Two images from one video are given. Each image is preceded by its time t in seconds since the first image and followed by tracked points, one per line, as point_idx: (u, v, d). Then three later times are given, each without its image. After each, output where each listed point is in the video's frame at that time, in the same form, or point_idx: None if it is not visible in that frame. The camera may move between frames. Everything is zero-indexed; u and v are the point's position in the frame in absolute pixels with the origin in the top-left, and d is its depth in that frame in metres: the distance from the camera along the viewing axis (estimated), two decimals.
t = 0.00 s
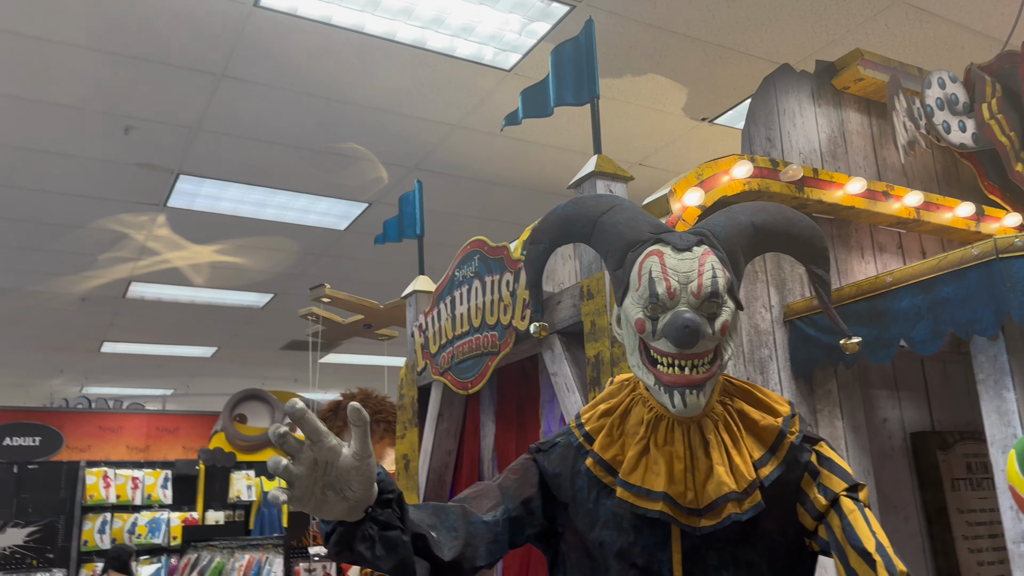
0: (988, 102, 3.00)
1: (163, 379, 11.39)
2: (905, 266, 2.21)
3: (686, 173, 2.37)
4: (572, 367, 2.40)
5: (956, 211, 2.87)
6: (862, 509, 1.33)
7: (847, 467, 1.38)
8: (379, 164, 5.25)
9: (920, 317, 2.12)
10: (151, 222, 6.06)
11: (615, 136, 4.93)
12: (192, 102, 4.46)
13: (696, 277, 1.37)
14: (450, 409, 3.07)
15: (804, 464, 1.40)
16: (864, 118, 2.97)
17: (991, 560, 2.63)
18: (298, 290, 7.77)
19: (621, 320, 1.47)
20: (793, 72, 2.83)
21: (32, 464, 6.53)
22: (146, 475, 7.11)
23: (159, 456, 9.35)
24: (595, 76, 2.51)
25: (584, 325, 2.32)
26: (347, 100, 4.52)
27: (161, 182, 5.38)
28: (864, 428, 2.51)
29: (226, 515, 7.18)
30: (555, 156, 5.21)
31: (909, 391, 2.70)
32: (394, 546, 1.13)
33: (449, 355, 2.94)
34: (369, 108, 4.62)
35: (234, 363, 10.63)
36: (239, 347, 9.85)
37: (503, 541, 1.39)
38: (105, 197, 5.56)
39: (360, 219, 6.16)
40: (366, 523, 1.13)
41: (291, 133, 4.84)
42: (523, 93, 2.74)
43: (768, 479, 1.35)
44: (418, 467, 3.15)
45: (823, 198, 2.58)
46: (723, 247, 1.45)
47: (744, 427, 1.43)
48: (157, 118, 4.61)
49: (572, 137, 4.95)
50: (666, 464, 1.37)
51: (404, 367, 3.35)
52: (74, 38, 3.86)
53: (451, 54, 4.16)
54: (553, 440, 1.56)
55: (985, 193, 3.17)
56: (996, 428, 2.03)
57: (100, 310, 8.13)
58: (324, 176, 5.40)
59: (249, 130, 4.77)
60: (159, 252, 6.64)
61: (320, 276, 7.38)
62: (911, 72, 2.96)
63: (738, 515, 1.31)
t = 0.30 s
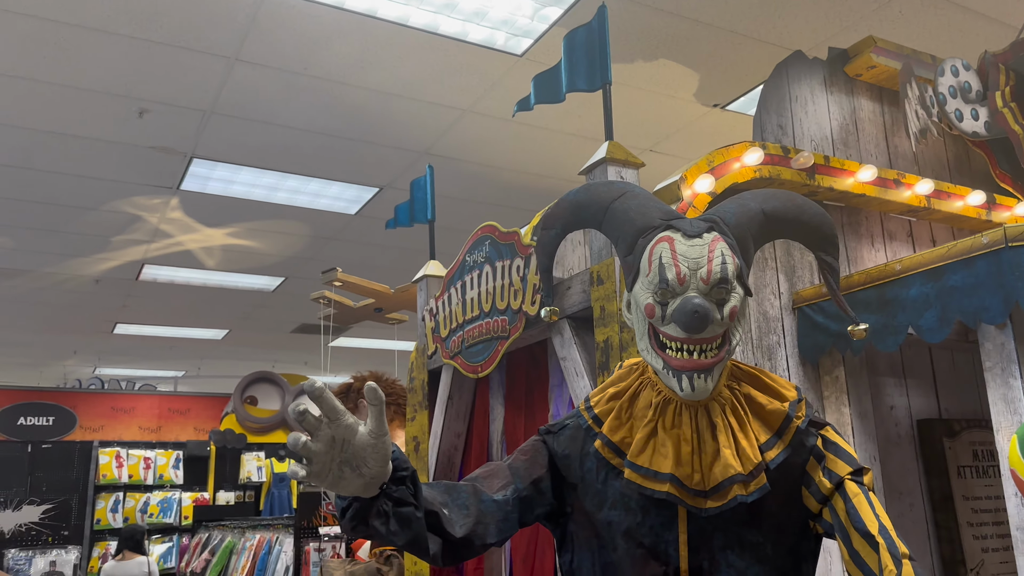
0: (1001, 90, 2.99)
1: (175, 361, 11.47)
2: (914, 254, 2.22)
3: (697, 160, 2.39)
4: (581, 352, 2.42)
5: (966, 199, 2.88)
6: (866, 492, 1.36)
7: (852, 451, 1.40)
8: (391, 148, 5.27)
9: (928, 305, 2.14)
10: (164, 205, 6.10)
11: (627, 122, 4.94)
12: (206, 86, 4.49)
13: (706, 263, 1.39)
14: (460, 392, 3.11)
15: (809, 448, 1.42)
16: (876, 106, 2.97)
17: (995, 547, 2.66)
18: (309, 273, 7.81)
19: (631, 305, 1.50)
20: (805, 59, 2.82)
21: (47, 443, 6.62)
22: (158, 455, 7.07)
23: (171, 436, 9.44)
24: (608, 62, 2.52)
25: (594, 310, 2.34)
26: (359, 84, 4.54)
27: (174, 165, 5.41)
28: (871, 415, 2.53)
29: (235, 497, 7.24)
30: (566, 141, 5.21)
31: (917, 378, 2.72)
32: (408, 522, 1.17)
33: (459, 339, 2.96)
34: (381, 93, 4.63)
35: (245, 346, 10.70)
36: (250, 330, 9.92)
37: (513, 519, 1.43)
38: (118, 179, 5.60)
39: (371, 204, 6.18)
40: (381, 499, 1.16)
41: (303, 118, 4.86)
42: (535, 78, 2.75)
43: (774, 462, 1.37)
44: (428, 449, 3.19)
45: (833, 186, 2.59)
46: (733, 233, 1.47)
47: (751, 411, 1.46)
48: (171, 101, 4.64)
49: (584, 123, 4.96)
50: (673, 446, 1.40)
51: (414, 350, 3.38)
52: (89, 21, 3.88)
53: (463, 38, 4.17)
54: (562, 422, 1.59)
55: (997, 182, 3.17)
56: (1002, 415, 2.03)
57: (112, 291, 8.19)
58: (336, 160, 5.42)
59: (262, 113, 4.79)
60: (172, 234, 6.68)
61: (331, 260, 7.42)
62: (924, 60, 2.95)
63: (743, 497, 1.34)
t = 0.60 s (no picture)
0: (1006, 83, 2.96)
1: (192, 344, 11.62)
2: (905, 248, 2.23)
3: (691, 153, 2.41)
4: (573, 342, 2.45)
5: (966, 193, 2.87)
6: (834, 484, 1.38)
7: (821, 444, 1.43)
8: (400, 136, 5.30)
9: (917, 299, 2.14)
10: (178, 190, 6.17)
11: (635, 111, 4.94)
12: (217, 73, 4.54)
13: (679, 258, 1.41)
14: (459, 379, 3.15)
15: (780, 441, 1.45)
16: (877, 98, 2.96)
17: (987, 540, 2.67)
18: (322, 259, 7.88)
19: (608, 297, 1.52)
20: (805, 51, 2.82)
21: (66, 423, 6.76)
22: (174, 437, 7.40)
23: (187, 418, 9.58)
24: (604, 54, 2.53)
25: (586, 301, 2.37)
26: (367, 72, 4.57)
27: (187, 150, 5.48)
28: (861, 407, 2.54)
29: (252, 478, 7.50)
30: (574, 130, 5.22)
31: (911, 371, 2.73)
32: (378, 506, 1.21)
33: (458, 327, 3.01)
34: (389, 81, 4.66)
35: (260, 329, 10.82)
36: (264, 314, 10.03)
37: (488, 505, 1.46)
38: (133, 164, 5.68)
39: (381, 190, 6.23)
40: (353, 484, 1.20)
41: (313, 105, 4.90)
42: (535, 69, 2.77)
43: (743, 453, 1.40)
44: (428, 435, 3.24)
45: (829, 179, 2.59)
46: (708, 228, 1.49)
47: (724, 403, 1.48)
48: (183, 88, 4.69)
49: (591, 111, 4.96)
50: (645, 437, 1.43)
51: (416, 337, 3.43)
52: (101, 9, 3.93)
53: (470, 27, 4.18)
54: (541, 411, 1.62)
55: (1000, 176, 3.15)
56: (987, 411, 2.04)
57: (129, 275, 8.31)
58: (347, 147, 5.46)
59: (272, 100, 4.84)
60: (186, 219, 6.76)
61: (343, 246, 7.49)
62: (927, 52, 2.93)
63: (711, 487, 1.37)
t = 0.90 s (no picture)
0: (987, 74, 2.95)
1: (194, 327, 11.69)
2: (871, 237, 2.24)
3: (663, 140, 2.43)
4: (544, 327, 2.47)
5: (944, 183, 2.87)
6: (771, 465, 1.41)
7: (762, 426, 1.45)
8: (394, 121, 5.31)
9: (881, 288, 2.16)
10: (174, 173, 6.20)
11: (627, 99, 4.94)
12: (209, 56, 4.56)
13: (623, 242, 1.43)
14: (439, 363, 3.19)
15: (722, 423, 1.48)
16: (857, 88, 2.96)
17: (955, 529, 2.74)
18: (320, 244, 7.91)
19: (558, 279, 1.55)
20: (784, 40, 2.82)
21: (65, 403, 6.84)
22: (173, 418, 7.45)
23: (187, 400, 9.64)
24: (581, 40, 2.54)
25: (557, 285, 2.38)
26: (359, 57, 4.58)
27: (182, 133, 5.50)
28: (829, 395, 2.55)
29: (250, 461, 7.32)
30: (568, 117, 5.23)
31: (883, 361, 2.74)
32: (316, 480, 1.23)
33: (436, 311, 3.04)
34: (381, 66, 4.67)
35: (261, 314, 10.87)
36: (265, 298, 10.07)
37: (435, 482, 1.49)
38: (129, 147, 5.71)
39: (377, 176, 6.25)
40: (293, 458, 1.23)
41: (306, 89, 4.92)
42: (514, 55, 2.78)
43: (683, 435, 1.43)
44: (408, 418, 3.27)
45: (803, 167, 2.60)
46: (656, 213, 1.50)
47: (668, 384, 1.51)
48: (176, 71, 4.71)
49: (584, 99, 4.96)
50: (589, 417, 1.46)
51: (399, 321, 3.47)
52: None
53: (459, 13, 4.19)
54: (494, 392, 1.64)
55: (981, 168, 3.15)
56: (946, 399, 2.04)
57: (129, 257, 8.36)
58: (341, 132, 5.48)
59: (264, 84, 4.85)
60: (184, 201, 6.80)
61: (341, 231, 7.51)
62: (909, 42, 2.93)
63: (649, 466, 1.40)
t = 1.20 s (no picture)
0: (961, 68, 2.90)
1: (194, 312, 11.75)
2: (828, 228, 2.26)
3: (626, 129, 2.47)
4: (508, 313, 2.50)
5: (913, 175, 2.86)
6: (695, 448, 1.43)
7: (689, 411, 1.47)
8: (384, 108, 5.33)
9: (834, 278, 2.18)
10: (168, 157, 6.24)
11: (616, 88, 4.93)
12: (197, 41, 4.58)
13: (555, 228, 1.46)
14: (413, 348, 3.22)
15: (651, 406, 1.51)
16: (828, 79, 3.02)
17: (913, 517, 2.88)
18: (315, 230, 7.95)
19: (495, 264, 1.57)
20: (757, 32, 2.83)
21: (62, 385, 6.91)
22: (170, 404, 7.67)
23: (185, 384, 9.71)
24: (548, 30, 2.56)
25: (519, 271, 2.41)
26: (347, 43, 4.59)
27: (174, 118, 5.53)
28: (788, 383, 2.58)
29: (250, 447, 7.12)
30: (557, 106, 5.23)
31: (847, 351, 2.78)
32: (241, 455, 1.26)
33: (408, 296, 3.06)
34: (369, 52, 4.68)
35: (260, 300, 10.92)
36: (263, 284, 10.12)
37: (370, 461, 1.51)
38: (121, 130, 5.74)
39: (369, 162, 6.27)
40: (218, 434, 1.27)
41: (295, 75, 4.94)
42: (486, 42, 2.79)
43: (610, 417, 1.46)
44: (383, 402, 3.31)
45: (768, 159, 2.62)
46: (592, 200, 1.54)
47: (601, 368, 1.54)
48: (165, 55, 4.74)
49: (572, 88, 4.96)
50: (520, 399, 1.49)
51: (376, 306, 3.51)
52: None
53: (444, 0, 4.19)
54: (436, 374, 1.68)
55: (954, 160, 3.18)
56: (895, 389, 2.06)
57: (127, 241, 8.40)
58: (331, 119, 5.50)
59: (253, 69, 4.87)
60: (179, 185, 6.83)
61: (336, 217, 7.54)
62: (881, 33, 2.89)
63: (575, 447, 1.42)
